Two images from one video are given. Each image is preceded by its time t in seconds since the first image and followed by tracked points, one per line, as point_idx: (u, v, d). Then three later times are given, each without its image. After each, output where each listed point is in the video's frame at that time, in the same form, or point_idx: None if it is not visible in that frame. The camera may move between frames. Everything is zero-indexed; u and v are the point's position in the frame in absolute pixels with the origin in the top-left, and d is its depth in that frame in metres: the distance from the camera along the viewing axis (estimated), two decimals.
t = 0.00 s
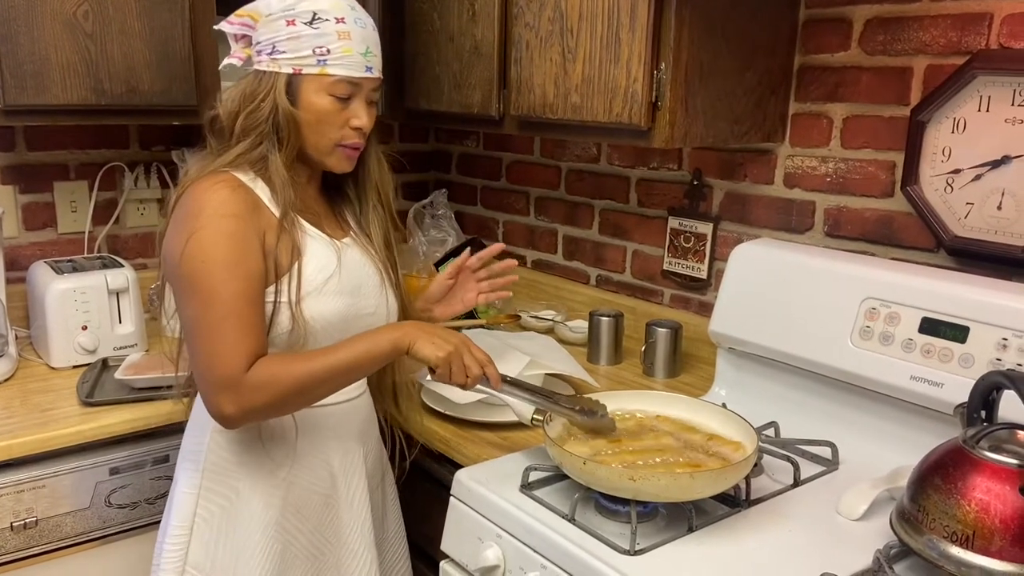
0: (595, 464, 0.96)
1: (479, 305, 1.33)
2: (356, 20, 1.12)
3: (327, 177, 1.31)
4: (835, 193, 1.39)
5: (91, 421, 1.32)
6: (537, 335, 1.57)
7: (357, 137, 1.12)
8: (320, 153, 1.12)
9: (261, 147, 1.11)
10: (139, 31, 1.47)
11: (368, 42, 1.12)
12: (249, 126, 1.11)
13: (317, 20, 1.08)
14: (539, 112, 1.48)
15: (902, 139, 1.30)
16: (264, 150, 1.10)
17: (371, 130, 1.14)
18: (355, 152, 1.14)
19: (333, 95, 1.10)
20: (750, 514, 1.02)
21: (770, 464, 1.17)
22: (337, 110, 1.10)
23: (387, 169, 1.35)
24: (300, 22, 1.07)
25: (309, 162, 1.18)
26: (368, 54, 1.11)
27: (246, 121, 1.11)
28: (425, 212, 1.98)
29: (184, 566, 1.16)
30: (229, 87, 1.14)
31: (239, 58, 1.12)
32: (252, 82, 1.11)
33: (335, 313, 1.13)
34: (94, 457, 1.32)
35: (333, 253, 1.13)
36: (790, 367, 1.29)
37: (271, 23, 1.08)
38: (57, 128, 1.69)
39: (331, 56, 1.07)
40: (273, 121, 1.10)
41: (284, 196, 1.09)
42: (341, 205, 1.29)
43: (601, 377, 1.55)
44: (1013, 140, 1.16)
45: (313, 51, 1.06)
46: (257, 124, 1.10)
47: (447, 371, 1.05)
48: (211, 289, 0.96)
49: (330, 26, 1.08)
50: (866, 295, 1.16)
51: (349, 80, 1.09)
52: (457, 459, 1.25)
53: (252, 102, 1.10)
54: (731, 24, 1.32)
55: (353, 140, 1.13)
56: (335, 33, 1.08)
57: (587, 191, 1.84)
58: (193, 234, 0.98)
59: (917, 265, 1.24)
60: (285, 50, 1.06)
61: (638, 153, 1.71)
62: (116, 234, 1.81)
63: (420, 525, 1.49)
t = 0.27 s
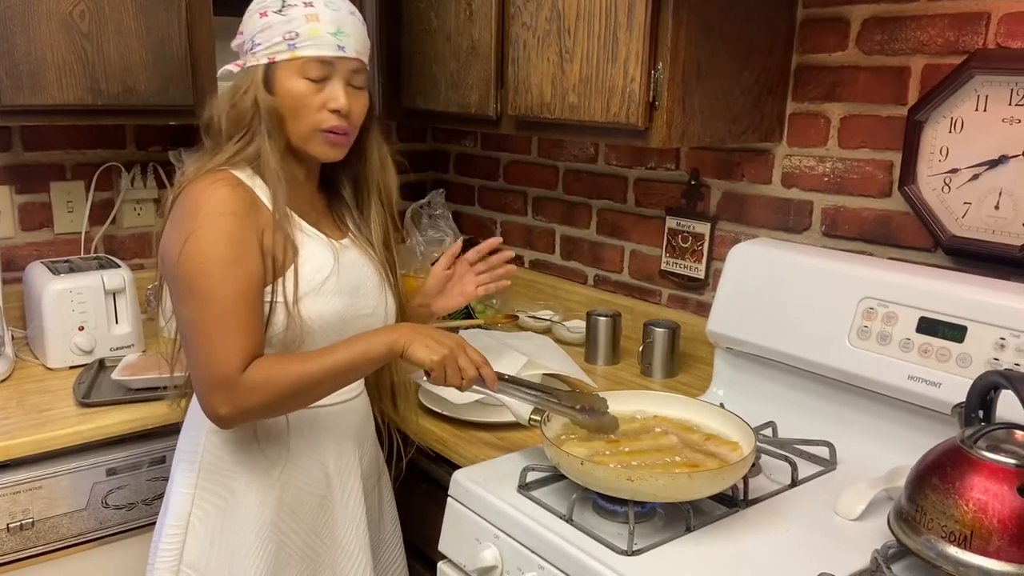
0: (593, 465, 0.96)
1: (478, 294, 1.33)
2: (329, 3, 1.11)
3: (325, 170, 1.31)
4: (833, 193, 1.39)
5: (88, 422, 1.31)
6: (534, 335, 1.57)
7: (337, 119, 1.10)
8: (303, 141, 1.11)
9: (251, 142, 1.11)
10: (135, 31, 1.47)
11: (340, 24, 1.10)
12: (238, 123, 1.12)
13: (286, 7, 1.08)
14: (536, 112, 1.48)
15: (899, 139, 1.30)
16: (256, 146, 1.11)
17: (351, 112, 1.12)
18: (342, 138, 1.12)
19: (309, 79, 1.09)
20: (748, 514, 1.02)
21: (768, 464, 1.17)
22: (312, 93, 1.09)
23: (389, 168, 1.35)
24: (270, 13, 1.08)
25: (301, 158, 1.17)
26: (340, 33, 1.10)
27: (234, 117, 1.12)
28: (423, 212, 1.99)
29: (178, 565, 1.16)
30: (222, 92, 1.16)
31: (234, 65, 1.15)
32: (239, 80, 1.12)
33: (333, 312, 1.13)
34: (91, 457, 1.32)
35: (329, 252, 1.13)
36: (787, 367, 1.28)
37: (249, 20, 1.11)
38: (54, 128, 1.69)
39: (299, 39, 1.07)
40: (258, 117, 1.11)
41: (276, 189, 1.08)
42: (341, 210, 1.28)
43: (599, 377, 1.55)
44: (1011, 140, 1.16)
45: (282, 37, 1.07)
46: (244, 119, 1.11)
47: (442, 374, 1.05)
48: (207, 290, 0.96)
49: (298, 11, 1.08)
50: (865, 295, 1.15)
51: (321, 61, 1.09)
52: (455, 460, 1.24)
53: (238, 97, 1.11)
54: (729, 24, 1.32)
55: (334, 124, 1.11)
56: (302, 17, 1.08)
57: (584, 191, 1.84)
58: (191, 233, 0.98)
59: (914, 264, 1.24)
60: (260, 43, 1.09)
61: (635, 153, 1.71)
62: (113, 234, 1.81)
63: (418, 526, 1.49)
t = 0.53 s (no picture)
0: (591, 466, 0.96)
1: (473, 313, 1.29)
2: (330, 8, 1.10)
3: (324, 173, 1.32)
4: (831, 193, 1.39)
5: (86, 423, 1.31)
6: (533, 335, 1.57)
7: (336, 125, 1.10)
8: (302, 147, 1.10)
9: (244, 143, 1.11)
10: (132, 32, 1.47)
11: (342, 29, 1.10)
12: (231, 124, 1.12)
13: (287, 11, 1.08)
14: (534, 112, 1.48)
15: (898, 139, 1.30)
16: (248, 146, 1.11)
17: (351, 118, 1.12)
18: (340, 144, 1.12)
19: (309, 85, 1.08)
20: (747, 515, 1.02)
21: (767, 465, 1.17)
22: (312, 99, 1.08)
23: (390, 171, 1.34)
24: (272, 16, 1.08)
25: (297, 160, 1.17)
26: (341, 39, 1.09)
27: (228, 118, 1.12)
28: (421, 212, 1.97)
29: (170, 563, 1.18)
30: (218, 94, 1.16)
31: (233, 64, 1.14)
32: (237, 82, 1.12)
33: (319, 314, 1.13)
34: (88, 459, 1.32)
35: (319, 254, 1.13)
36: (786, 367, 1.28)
37: (250, 22, 1.10)
38: (51, 129, 1.69)
39: (300, 44, 1.07)
40: (254, 119, 1.10)
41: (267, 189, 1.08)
42: (339, 209, 1.29)
43: (597, 378, 1.55)
44: (1009, 140, 1.16)
45: (283, 42, 1.07)
46: (238, 120, 1.11)
47: (424, 377, 1.04)
48: (191, 291, 0.96)
49: (299, 15, 1.08)
50: (863, 295, 1.15)
51: (320, 67, 1.08)
52: (453, 461, 1.24)
53: (234, 99, 1.11)
54: (726, 24, 1.32)
55: (334, 130, 1.10)
56: (304, 21, 1.07)
57: (582, 192, 1.84)
58: (176, 233, 0.98)
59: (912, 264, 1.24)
60: (261, 45, 1.08)
61: (633, 153, 1.71)
62: (110, 235, 1.81)
63: (416, 527, 1.49)
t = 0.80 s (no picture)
0: (589, 466, 0.96)
1: (468, 313, 1.29)
2: (343, 14, 1.11)
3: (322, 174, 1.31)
4: (829, 193, 1.39)
5: (82, 425, 1.31)
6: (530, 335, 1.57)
7: (350, 131, 1.10)
8: (315, 151, 1.10)
9: (247, 145, 1.10)
10: (129, 33, 1.46)
11: (356, 36, 1.11)
12: (237, 125, 1.10)
13: (303, 15, 1.08)
14: (531, 113, 1.48)
15: (895, 139, 1.30)
16: (251, 147, 1.10)
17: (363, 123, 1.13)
18: (349, 148, 1.13)
19: (323, 90, 1.08)
20: (745, 515, 1.02)
21: (764, 465, 1.17)
22: (328, 106, 1.09)
23: (383, 171, 1.34)
24: (286, 19, 1.07)
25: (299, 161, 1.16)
26: (356, 46, 1.10)
27: (233, 120, 1.10)
28: (418, 213, 1.97)
29: (165, 564, 1.17)
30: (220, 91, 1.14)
31: (230, 64, 1.12)
32: (243, 82, 1.10)
33: (315, 314, 1.12)
34: (85, 461, 1.32)
35: (315, 254, 1.12)
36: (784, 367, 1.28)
37: (258, 23, 1.08)
38: (48, 130, 1.68)
39: (318, 50, 1.07)
40: (262, 121, 1.09)
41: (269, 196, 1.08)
42: (335, 207, 1.29)
43: (596, 378, 1.55)
44: (1006, 139, 1.16)
45: (301, 46, 1.06)
46: (245, 123, 1.10)
47: (418, 386, 1.04)
48: (184, 294, 0.96)
49: (316, 20, 1.08)
50: (860, 295, 1.15)
51: (338, 74, 1.09)
52: (451, 461, 1.24)
53: (242, 101, 1.10)
54: (724, 24, 1.32)
55: (347, 136, 1.11)
56: (321, 27, 1.07)
57: (580, 192, 1.84)
58: (169, 235, 0.98)
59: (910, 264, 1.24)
60: (274, 48, 1.06)
61: (631, 154, 1.71)
62: (107, 236, 1.81)
63: (414, 528, 1.48)
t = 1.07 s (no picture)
0: (580, 472, 0.96)
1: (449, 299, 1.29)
2: (325, 17, 1.12)
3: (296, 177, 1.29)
4: (819, 198, 1.39)
5: (70, 434, 1.30)
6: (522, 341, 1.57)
7: (332, 133, 1.12)
8: (296, 153, 1.11)
9: (231, 147, 1.09)
10: (118, 39, 1.46)
11: (338, 40, 1.12)
12: (218, 127, 1.08)
13: (287, 17, 1.07)
14: (522, 118, 1.48)
15: (884, 144, 1.30)
16: (235, 149, 1.09)
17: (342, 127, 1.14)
18: (331, 150, 1.14)
19: (307, 92, 1.09)
20: (736, 520, 1.02)
21: (756, 470, 1.16)
22: (310, 107, 1.09)
23: (352, 178, 1.35)
24: (269, 20, 1.06)
25: (278, 164, 1.15)
26: (338, 50, 1.11)
27: (216, 122, 1.08)
28: (410, 220, 1.96)
29: None
30: (196, 93, 1.12)
31: (202, 67, 1.11)
32: (222, 84, 1.08)
33: (314, 323, 1.12)
34: (73, 470, 1.30)
35: (308, 265, 1.12)
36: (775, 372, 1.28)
37: (237, 24, 1.07)
38: (37, 137, 1.68)
39: (303, 51, 1.07)
40: (244, 123, 1.07)
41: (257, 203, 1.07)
42: (310, 214, 1.28)
43: (587, 384, 1.54)
44: (995, 143, 1.16)
45: (285, 48, 1.06)
46: (227, 124, 1.08)
47: (436, 397, 1.03)
48: (188, 314, 0.95)
49: (300, 22, 1.08)
50: (850, 300, 1.15)
51: (322, 75, 1.09)
52: (442, 468, 1.24)
53: (222, 104, 1.08)
54: (713, 29, 1.32)
55: (329, 138, 1.12)
56: (306, 29, 1.08)
57: (571, 198, 1.83)
58: (163, 254, 0.96)
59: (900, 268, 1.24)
60: (256, 48, 1.06)
61: (622, 159, 1.71)
62: (97, 244, 1.80)
63: (405, 535, 1.48)
